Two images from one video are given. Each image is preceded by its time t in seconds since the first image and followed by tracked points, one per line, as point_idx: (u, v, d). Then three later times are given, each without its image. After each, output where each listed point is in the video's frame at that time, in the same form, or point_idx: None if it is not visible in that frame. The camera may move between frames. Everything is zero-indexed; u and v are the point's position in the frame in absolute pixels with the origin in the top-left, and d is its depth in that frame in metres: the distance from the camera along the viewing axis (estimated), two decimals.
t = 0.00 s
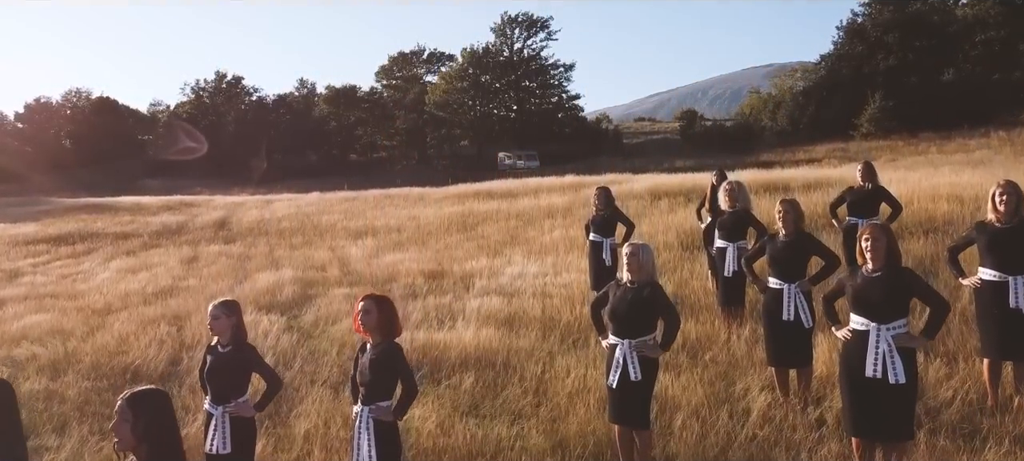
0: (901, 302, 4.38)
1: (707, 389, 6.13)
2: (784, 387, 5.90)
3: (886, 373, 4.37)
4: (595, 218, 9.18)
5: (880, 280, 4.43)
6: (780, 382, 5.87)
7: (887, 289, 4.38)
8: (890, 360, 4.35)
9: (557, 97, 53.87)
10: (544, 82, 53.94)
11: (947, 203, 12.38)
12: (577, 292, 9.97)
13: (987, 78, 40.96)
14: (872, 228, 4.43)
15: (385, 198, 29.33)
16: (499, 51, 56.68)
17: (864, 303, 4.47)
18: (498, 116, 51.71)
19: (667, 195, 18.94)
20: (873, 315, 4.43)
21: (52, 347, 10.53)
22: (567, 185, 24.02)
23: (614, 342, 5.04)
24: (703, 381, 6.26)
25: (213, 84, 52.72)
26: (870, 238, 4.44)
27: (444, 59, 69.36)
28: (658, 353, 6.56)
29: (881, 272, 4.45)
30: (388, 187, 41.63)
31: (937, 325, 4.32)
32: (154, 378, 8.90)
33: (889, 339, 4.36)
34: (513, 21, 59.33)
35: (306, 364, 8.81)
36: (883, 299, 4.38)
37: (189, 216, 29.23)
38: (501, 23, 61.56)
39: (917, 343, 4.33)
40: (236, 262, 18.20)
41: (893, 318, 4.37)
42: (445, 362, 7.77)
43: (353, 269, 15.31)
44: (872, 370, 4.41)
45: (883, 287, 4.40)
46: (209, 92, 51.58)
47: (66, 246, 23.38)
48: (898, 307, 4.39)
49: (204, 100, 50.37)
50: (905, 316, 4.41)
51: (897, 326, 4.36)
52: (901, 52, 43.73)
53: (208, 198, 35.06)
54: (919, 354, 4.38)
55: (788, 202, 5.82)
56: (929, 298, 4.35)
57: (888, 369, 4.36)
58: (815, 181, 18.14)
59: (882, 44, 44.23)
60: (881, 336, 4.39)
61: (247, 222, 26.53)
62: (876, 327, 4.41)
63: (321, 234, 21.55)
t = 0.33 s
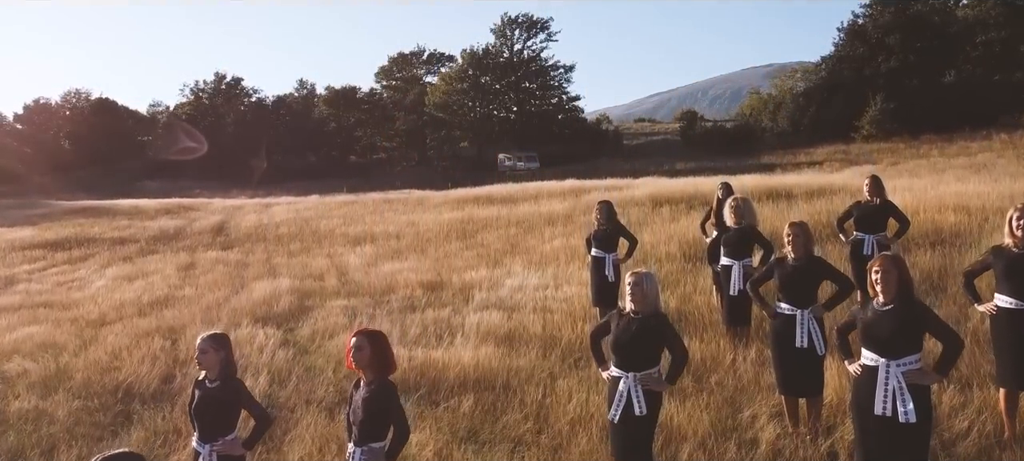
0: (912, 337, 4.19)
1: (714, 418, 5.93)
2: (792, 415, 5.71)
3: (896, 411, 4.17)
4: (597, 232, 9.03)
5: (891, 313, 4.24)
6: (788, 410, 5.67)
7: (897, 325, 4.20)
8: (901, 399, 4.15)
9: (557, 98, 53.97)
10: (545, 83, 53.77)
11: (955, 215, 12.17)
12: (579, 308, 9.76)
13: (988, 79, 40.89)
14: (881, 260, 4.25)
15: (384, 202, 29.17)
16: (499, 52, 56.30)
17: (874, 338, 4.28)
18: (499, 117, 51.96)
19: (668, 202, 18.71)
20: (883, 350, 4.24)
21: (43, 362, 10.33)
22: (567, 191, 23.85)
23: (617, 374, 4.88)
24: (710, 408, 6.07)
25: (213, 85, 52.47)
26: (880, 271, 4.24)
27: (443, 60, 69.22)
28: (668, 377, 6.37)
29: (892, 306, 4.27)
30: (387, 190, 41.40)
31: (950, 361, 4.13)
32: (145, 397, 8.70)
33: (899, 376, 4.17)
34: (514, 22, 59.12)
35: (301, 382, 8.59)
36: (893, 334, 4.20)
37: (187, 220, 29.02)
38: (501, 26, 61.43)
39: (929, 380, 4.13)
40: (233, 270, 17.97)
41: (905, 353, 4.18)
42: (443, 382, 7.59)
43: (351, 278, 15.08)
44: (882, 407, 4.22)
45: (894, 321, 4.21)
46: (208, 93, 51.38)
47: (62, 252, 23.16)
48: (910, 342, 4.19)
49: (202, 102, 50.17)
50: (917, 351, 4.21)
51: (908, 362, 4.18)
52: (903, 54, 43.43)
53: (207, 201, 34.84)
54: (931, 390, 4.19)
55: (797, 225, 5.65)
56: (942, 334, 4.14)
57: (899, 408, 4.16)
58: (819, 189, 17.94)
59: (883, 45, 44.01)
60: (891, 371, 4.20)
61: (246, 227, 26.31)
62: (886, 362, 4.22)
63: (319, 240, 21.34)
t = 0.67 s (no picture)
0: (929, 378, 3.97)
1: (723, 450, 5.75)
2: (804, 448, 5.50)
3: (914, 456, 3.98)
4: (599, 248, 8.88)
5: (906, 352, 4.02)
6: (800, 442, 5.47)
7: (914, 363, 3.98)
8: (918, 442, 3.96)
9: (557, 99, 53.85)
10: (545, 85, 53.81)
11: (961, 226, 11.98)
12: (579, 325, 9.57)
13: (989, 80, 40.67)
14: (895, 295, 4.00)
15: (383, 207, 29.01)
16: (499, 53, 56.07)
17: (889, 378, 4.07)
18: (498, 119, 52.41)
19: (670, 209, 18.54)
20: (898, 391, 4.04)
21: (35, 379, 10.12)
22: (568, 197, 23.68)
23: (622, 410, 4.70)
24: (717, 438, 5.88)
25: (212, 86, 52.24)
26: (894, 307, 4.00)
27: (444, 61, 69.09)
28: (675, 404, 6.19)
29: (907, 344, 4.05)
30: (387, 192, 41.16)
31: (970, 403, 3.91)
32: (136, 418, 8.49)
33: (916, 418, 3.98)
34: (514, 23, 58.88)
35: (296, 403, 8.38)
36: (909, 374, 3.98)
37: (185, 225, 28.83)
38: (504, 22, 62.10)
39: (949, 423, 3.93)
40: (229, 278, 17.77)
41: (922, 394, 3.97)
42: (441, 406, 7.38)
43: (350, 288, 14.87)
44: (899, 449, 4.03)
45: (910, 361, 3.99)
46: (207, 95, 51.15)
47: (58, 258, 22.94)
48: (928, 383, 3.98)
49: (202, 103, 49.96)
50: (935, 391, 4.00)
51: (925, 403, 3.97)
52: (904, 56, 42.69)
53: (205, 205, 34.66)
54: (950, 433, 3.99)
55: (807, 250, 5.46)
56: (961, 375, 3.92)
57: (918, 452, 3.96)
58: (822, 196, 17.76)
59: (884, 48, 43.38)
60: (908, 413, 4.00)
61: (244, 232, 26.10)
62: (903, 403, 4.02)
63: (317, 247, 21.13)
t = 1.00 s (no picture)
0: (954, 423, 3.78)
1: None
2: None
3: None
4: (600, 265, 8.68)
5: (931, 395, 3.82)
6: None
7: (939, 407, 3.78)
8: None
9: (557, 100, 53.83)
10: (545, 86, 53.62)
11: (969, 239, 11.78)
12: (580, 343, 9.37)
13: (990, 82, 40.47)
14: (919, 336, 3.79)
15: (382, 212, 28.80)
16: (498, 54, 55.86)
17: (911, 421, 3.88)
18: (498, 120, 52.46)
19: (672, 216, 18.35)
20: (923, 437, 3.85)
21: (24, 396, 9.90)
22: (568, 202, 23.49)
23: (628, 450, 4.49)
24: None
25: (212, 87, 51.92)
26: (918, 349, 3.79)
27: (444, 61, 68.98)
28: (681, 435, 5.99)
29: (932, 387, 3.84)
30: (386, 195, 40.90)
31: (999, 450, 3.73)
32: (126, 440, 8.27)
33: None
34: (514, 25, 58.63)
35: (291, 424, 8.17)
36: (933, 418, 3.79)
37: (183, 230, 28.61)
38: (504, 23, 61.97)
39: None
40: (226, 287, 17.56)
41: (949, 441, 3.80)
42: (439, 431, 7.17)
43: (347, 298, 14.63)
44: None
45: (935, 404, 3.80)
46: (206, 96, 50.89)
47: (54, 265, 22.71)
48: (954, 428, 3.79)
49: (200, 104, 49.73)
50: (960, 437, 3.82)
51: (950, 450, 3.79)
52: (906, 58, 42.53)
53: (204, 209, 34.47)
54: None
55: (820, 277, 5.24)
56: (989, 421, 3.72)
57: None
58: (826, 204, 17.55)
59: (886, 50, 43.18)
60: None
61: (242, 237, 25.87)
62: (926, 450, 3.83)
63: (315, 254, 20.89)
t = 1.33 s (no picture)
0: None
1: None
2: None
3: None
4: (602, 283, 8.49)
5: (960, 444, 3.62)
6: None
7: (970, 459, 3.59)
8: None
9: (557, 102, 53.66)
10: (545, 88, 53.42)
11: (977, 251, 11.57)
12: (581, 361, 9.16)
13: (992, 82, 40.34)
14: (950, 382, 3.60)
15: (381, 216, 28.58)
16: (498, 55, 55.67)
17: None
18: (499, 122, 52.32)
19: (673, 224, 18.15)
20: None
21: (14, 414, 9.70)
22: (568, 208, 23.28)
23: None
24: None
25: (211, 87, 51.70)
26: (950, 396, 3.59)
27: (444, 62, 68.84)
28: None
29: (962, 436, 3.65)
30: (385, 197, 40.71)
31: None
32: None
33: None
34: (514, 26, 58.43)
35: (286, 446, 7.97)
36: None
37: (180, 234, 28.40)
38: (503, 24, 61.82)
39: None
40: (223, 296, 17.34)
41: None
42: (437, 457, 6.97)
43: (345, 309, 14.41)
44: None
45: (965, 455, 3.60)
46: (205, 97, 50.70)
47: (50, 271, 22.50)
48: None
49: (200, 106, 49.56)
50: None
51: None
52: (908, 60, 42.40)
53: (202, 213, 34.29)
54: None
55: (834, 308, 5.03)
56: None
57: None
58: (830, 212, 17.33)
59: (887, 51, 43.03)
60: None
61: (240, 243, 25.66)
62: None
63: (313, 262, 20.69)
